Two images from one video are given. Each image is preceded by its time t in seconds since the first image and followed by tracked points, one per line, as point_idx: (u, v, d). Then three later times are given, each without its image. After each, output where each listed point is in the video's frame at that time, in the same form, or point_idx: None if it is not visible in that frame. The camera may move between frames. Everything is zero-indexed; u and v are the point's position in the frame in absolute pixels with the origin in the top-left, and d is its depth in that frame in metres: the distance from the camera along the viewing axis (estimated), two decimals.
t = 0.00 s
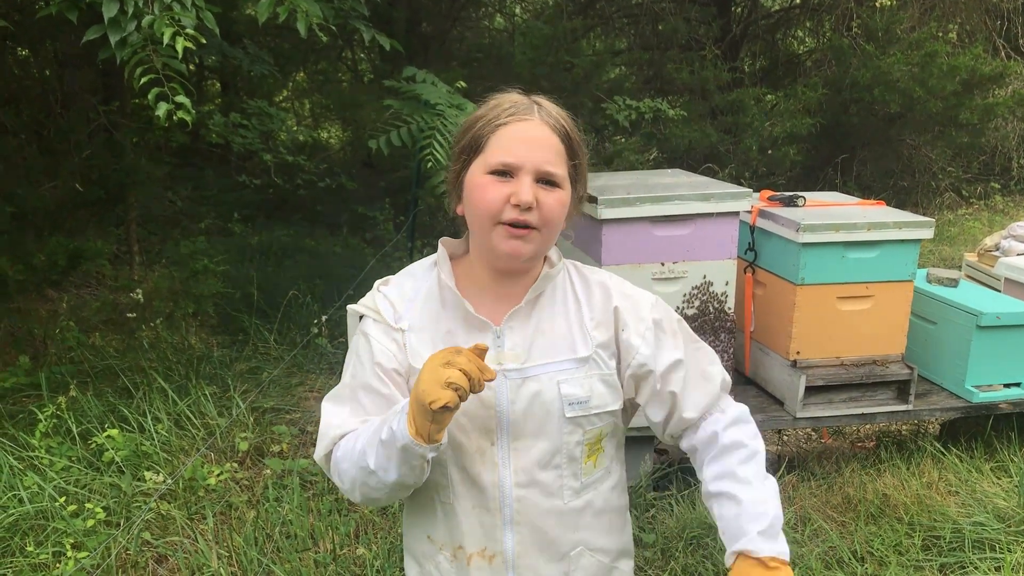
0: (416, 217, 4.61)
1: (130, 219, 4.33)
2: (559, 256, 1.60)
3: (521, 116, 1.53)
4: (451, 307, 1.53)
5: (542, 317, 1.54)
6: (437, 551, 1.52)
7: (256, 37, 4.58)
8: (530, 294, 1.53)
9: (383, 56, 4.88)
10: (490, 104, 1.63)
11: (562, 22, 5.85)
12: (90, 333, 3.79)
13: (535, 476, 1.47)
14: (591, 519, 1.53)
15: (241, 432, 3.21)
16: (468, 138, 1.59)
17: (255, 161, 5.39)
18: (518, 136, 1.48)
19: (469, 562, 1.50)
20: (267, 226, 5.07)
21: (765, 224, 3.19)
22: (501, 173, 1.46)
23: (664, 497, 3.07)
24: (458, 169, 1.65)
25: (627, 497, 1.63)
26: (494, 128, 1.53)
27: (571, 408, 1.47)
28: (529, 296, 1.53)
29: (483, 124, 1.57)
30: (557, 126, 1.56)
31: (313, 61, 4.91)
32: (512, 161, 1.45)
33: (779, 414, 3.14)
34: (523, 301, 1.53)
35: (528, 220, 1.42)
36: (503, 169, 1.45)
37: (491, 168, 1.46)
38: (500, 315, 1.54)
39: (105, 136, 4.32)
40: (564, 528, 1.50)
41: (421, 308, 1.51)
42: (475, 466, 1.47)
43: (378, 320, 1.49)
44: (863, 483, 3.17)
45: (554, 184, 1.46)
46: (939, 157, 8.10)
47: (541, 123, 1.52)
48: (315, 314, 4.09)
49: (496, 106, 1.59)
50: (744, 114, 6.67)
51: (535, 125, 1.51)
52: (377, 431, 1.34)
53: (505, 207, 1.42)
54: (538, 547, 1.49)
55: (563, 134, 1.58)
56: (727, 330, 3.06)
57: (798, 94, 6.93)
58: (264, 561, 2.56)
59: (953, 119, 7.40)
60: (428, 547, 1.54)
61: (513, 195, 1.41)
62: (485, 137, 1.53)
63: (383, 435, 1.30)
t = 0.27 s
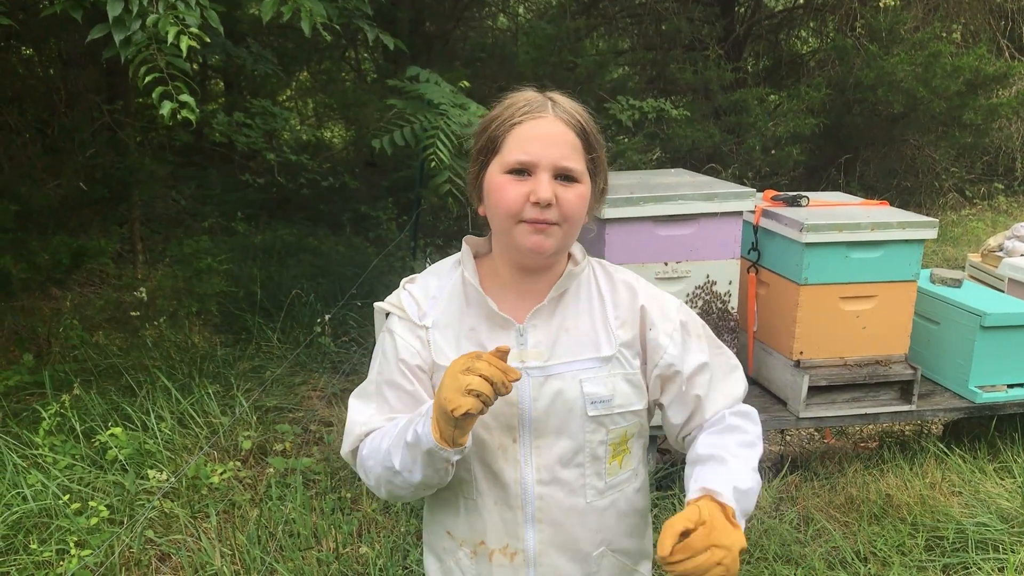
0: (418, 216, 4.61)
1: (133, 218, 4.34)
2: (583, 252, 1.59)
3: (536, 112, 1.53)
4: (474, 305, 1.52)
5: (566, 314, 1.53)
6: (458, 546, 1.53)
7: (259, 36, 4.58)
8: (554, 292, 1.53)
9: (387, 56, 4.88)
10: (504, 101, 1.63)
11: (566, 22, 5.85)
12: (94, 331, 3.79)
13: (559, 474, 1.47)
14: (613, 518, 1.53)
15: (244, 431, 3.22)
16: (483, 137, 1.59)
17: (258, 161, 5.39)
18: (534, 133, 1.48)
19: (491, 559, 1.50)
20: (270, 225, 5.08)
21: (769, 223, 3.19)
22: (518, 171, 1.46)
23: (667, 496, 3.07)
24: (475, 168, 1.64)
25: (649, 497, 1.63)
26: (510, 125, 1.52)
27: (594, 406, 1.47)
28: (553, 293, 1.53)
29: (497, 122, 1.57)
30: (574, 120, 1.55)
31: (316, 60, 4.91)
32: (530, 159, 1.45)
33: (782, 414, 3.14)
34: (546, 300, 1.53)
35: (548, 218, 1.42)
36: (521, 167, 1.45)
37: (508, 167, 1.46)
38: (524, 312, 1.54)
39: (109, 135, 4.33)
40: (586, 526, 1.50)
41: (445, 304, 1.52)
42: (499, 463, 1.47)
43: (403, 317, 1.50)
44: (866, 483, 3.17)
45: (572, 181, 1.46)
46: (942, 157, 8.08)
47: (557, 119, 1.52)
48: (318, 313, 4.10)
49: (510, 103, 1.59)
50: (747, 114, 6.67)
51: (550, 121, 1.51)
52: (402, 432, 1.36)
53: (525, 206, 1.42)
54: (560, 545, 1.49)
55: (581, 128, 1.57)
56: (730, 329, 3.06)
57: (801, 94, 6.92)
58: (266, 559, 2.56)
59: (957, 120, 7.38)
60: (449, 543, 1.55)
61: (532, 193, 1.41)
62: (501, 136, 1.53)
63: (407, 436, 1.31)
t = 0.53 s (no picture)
0: (420, 214, 4.61)
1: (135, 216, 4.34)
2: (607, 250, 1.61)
3: (574, 108, 1.53)
4: (498, 297, 1.53)
5: (589, 309, 1.54)
6: (473, 538, 1.53)
7: (261, 34, 4.57)
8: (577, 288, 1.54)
9: (388, 54, 4.88)
10: (540, 97, 1.63)
11: (568, 20, 5.84)
12: (95, 329, 3.79)
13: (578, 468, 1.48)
14: (631, 514, 1.53)
15: (246, 429, 3.22)
16: (518, 130, 1.58)
17: (260, 158, 5.39)
18: (572, 126, 1.48)
19: (507, 551, 1.50)
20: (272, 223, 5.08)
21: (771, 222, 3.18)
22: (555, 163, 1.45)
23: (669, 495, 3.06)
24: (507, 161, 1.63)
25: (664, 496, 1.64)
26: (547, 119, 1.52)
27: (613, 401, 1.45)
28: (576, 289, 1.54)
29: (533, 116, 1.56)
30: (610, 118, 1.56)
31: (318, 58, 4.90)
32: (566, 151, 1.44)
33: (784, 412, 3.14)
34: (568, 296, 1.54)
35: (583, 210, 1.41)
36: (558, 159, 1.45)
37: (544, 159, 1.46)
38: (547, 305, 1.55)
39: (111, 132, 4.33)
40: (603, 520, 1.51)
41: (469, 294, 1.53)
42: (519, 456, 1.48)
43: (427, 305, 1.51)
44: (868, 482, 3.16)
45: (608, 176, 1.46)
46: (945, 156, 8.07)
47: (595, 114, 1.52)
48: (319, 312, 4.10)
49: (546, 99, 1.59)
50: (749, 112, 6.65)
51: (587, 116, 1.51)
52: (436, 421, 1.35)
53: (560, 197, 1.41)
54: (577, 538, 1.50)
55: (615, 126, 1.57)
56: (732, 328, 3.06)
57: (803, 93, 6.89)
58: (268, 557, 2.56)
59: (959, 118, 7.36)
60: (465, 535, 1.55)
61: (568, 185, 1.41)
62: (537, 129, 1.53)
63: (447, 426, 1.31)
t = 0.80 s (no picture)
0: (422, 213, 4.60)
1: (137, 215, 4.35)
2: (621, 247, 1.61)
3: (606, 109, 1.53)
4: (522, 295, 1.51)
5: (607, 305, 1.54)
6: (495, 537, 1.50)
7: (264, 32, 4.57)
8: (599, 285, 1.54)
9: (391, 52, 4.87)
10: (575, 96, 1.63)
11: (570, 18, 5.83)
12: (98, 328, 3.80)
13: (602, 462, 1.49)
14: (651, 510, 1.54)
15: (248, 428, 3.22)
16: (547, 126, 1.59)
17: (262, 157, 5.39)
18: (598, 127, 1.47)
19: (530, 549, 1.48)
20: (275, 221, 5.08)
21: (775, 221, 3.17)
22: (576, 161, 1.45)
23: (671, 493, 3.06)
24: (535, 157, 1.63)
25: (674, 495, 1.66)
26: (577, 118, 1.52)
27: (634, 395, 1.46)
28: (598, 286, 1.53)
29: (565, 114, 1.57)
30: (639, 124, 1.55)
31: (320, 57, 4.90)
32: (589, 151, 1.44)
33: (788, 412, 3.13)
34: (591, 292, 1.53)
35: (597, 211, 1.41)
36: (580, 159, 1.45)
37: (567, 156, 1.46)
38: (570, 302, 1.53)
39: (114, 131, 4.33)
40: (625, 515, 1.51)
41: (493, 291, 1.49)
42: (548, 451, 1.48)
43: (452, 304, 1.47)
44: (871, 481, 3.16)
45: (628, 181, 1.46)
46: (948, 155, 8.05)
47: (624, 118, 1.51)
48: (322, 310, 4.10)
49: (580, 99, 1.59)
50: (752, 111, 6.64)
51: (616, 119, 1.50)
52: (503, 437, 1.35)
53: (576, 195, 1.41)
54: (600, 534, 1.49)
55: (644, 133, 1.56)
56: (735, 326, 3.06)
57: (806, 92, 6.88)
58: (271, 556, 2.57)
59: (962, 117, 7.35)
60: (485, 534, 1.51)
61: (586, 185, 1.40)
62: (565, 127, 1.53)
63: (523, 443, 1.33)
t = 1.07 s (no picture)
0: (423, 213, 4.60)
1: (138, 214, 4.34)
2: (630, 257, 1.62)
3: (621, 117, 1.52)
4: (537, 298, 1.48)
5: (620, 311, 1.54)
6: (506, 543, 1.47)
7: (265, 32, 4.57)
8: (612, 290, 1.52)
9: (392, 52, 4.87)
10: (591, 103, 1.62)
11: (571, 18, 5.82)
12: (99, 327, 3.79)
13: (620, 467, 1.47)
14: (665, 513, 1.53)
15: (249, 427, 3.22)
16: (563, 131, 1.58)
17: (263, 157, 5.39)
18: (614, 135, 1.46)
19: (545, 554, 1.46)
20: (276, 221, 5.08)
21: (776, 221, 3.17)
22: (590, 169, 1.44)
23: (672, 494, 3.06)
24: (549, 161, 1.62)
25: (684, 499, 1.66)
26: (592, 124, 1.51)
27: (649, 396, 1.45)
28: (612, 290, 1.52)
29: (581, 120, 1.56)
30: (654, 134, 1.54)
31: (321, 57, 4.90)
32: (603, 158, 1.43)
33: (789, 412, 3.13)
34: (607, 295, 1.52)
35: (607, 219, 1.40)
36: (593, 166, 1.44)
37: (580, 163, 1.45)
38: (584, 307, 1.52)
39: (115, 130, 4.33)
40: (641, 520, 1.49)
41: (508, 293, 1.46)
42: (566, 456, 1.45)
43: (467, 305, 1.43)
44: (873, 482, 3.15)
45: (641, 190, 1.44)
46: (949, 155, 8.04)
47: (640, 127, 1.50)
48: (323, 310, 4.10)
49: (596, 106, 1.57)
50: (753, 111, 6.64)
51: (632, 128, 1.49)
52: (517, 432, 1.27)
53: (588, 203, 1.40)
54: (616, 539, 1.48)
55: (658, 143, 1.55)
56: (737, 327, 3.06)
57: (807, 92, 6.87)
58: (271, 556, 2.57)
59: (963, 118, 7.34)
60: (495, 540, 1.49)
61: (598, 193, 1.39)
62: (581, 133, 1.52)
63: (540, 438, 1.24)
